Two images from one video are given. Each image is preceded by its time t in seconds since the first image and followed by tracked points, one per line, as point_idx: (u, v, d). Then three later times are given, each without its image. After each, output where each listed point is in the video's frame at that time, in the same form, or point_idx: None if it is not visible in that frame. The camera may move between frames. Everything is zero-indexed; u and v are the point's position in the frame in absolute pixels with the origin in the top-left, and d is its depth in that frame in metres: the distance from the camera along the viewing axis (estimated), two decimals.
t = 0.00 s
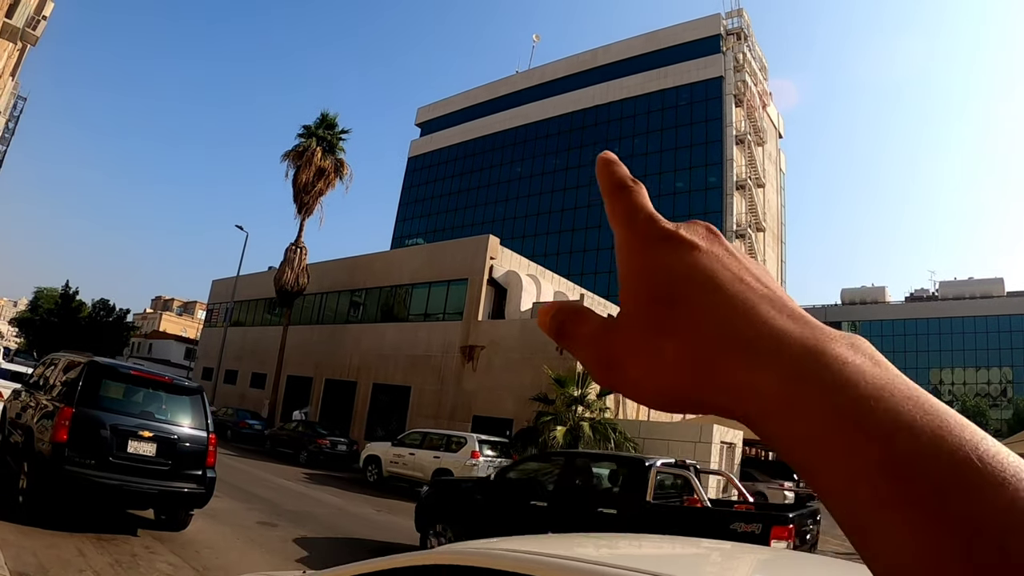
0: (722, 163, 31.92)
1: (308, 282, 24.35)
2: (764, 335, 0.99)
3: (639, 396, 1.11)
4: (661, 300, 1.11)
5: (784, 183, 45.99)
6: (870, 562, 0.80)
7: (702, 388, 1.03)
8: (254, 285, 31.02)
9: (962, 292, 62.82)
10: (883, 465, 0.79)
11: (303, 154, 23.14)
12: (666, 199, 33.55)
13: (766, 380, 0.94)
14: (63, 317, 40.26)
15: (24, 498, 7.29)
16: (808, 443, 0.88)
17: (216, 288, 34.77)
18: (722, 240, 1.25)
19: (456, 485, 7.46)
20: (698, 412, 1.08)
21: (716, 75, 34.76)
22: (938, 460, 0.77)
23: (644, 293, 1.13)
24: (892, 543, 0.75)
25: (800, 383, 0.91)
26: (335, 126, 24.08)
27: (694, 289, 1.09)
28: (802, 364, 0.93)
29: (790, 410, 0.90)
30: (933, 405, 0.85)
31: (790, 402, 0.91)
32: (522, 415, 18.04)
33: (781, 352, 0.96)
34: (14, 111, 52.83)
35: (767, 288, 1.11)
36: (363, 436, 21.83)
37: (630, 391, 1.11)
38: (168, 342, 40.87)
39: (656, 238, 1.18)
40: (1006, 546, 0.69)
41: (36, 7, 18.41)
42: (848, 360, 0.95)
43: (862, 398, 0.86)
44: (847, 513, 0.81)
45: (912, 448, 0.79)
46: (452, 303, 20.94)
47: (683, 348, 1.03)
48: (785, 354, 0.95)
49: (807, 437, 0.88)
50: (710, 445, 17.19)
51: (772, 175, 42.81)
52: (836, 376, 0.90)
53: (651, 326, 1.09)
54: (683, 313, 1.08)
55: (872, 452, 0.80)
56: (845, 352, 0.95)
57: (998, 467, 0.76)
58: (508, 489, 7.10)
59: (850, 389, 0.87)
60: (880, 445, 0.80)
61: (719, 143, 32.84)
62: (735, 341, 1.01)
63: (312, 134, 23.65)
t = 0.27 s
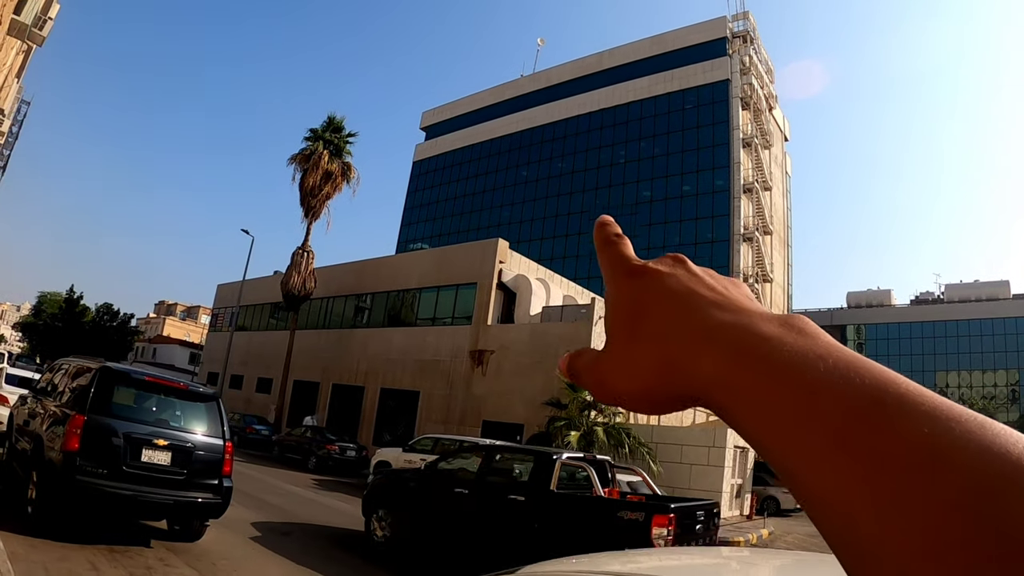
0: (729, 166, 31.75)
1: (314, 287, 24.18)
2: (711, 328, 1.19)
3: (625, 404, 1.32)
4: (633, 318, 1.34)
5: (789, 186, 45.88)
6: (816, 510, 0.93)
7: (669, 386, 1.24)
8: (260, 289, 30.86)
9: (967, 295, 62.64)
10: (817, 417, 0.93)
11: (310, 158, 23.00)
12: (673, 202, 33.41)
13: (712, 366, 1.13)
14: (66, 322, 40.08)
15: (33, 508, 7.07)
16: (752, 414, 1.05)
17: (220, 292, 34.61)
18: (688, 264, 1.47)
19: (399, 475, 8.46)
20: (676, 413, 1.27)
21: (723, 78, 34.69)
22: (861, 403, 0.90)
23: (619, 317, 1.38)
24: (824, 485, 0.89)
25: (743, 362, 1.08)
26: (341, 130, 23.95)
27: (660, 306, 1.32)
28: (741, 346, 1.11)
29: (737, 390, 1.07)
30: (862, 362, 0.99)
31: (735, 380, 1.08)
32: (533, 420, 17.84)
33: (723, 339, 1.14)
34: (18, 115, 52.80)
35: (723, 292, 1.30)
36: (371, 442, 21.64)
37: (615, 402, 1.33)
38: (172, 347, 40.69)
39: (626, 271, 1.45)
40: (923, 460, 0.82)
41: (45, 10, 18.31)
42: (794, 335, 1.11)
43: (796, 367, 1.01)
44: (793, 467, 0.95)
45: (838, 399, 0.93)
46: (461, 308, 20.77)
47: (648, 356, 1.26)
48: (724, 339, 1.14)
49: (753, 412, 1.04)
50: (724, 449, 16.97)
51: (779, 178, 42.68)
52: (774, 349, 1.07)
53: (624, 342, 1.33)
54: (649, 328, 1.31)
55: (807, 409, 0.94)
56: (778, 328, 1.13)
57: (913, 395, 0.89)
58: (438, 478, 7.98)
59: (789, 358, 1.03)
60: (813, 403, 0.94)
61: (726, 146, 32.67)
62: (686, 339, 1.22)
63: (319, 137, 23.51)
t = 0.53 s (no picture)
0: (734, 168, 31.58)
1: (319, 290, 24.01)
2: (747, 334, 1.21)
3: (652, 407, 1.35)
4: (659, 320, 1.37)
5: (794, 189, 45.77)
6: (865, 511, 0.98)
7: (701, 390, 1.26)
8: (264, 292, 30.69)
9: (971, 297, 62.48)
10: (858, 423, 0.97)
11: (314, 160, 22.84)
12: (677, 205, 33.27)
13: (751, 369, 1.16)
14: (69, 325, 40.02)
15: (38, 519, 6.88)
16: (796, 421, 1.07)
17: (224, 295, 34.45)
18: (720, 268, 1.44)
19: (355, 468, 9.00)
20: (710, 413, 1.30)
21: (727, 80, 34.61)
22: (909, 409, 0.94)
23: (643, 317, 1.40)
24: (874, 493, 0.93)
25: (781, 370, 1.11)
26: (346, 132, 23.80)
27: (687, 309, 1.34)
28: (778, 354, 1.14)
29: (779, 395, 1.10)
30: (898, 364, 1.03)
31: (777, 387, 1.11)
32: (541, 425, 17.68)
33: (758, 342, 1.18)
34: (20, 118, 52.71)
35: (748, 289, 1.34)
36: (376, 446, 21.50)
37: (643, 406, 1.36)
38: (175, 350, 40.55)
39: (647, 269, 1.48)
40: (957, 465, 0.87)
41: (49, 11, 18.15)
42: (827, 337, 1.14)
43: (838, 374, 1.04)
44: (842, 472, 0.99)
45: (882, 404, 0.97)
46: (467, 311, 20.61)
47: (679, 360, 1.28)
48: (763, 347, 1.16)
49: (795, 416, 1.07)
50: (734, 454, 16.79)
51: (783, 180, 42.56)
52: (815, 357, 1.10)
53: (650, 345, 1.35)
54: (675, 330, 1.33)
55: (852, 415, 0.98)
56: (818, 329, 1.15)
57: (953, 400, 0.94)
58: (387, 472, 8.51)
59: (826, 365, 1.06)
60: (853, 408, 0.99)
61: (731, 149, 32.48)
62: (718, 343, 1.24)
63: (324, 140, 23.35)
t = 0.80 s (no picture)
0: (741, 168, 31.37)
1: (325, 290, 23.81)
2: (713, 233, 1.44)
3: (631, 296, 1.61)
4: (642, 225, 1.64)
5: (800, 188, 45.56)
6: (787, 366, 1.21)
7: (669, 279, 1.50)
8: (268, 293, 30.49)
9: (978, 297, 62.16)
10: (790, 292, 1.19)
11: (320, 159, 22.66)
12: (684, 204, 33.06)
13: (711, 260, 1.39)
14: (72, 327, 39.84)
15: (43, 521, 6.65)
16: (718, 284, 1.36)
17: (228, 296, 34.25)
18: (698, 174, 1.82)
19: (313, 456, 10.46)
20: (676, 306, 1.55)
21: (734, 80, 34.46)
22: (835, 282, 1.14)
23: (631, 223, 1.67)
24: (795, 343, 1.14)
25: (734, 258, 1.34)
26: (352, 131, 23.60)
27: (669, 216, 1.59)
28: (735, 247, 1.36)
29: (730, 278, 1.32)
30: (833, 252, 1.24)
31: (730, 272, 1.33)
32: (550, 425, 17.46)
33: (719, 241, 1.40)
34: (23, 119, 52.61)
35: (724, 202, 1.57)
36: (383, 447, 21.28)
37: (623, 295, 1.64)
38: (179, 352, 40.35)
39: (641, 183, 1.76)
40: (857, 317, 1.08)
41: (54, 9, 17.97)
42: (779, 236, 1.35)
43: (782, 257, 1.25)
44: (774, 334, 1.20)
45: (812, 278, 1.18)
46: (475, 311, 20.38)
47: (656, 252, 1.53)
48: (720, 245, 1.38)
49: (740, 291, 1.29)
50: (747, 454, 16.55)
51: (790, 180, 42.35)
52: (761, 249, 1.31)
53: (631, 241, 1.63)
54: (656, 232, 1.59)
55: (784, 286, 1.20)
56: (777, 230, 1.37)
57: (870, 272, 1.14)
58: (339, 459, 9.97)
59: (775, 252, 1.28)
60: (786, 283, 1.20)
61: (739, 148, 32.28)
62: (689, 240, 1.48)
63: (329, 139, 23.16)
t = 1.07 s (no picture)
0: (747, 167, 31.26)
1: (330, 291, 23.64)
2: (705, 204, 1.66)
3: (622, 251, 1.84)
4: (637, 189, 1.86)
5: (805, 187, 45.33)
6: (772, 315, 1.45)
7: (657, 240, 1.74)
8: (273, 294, 30.32)
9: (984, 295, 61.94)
10: (775, 256, 1.42)
11: (325, 159, 22.51)
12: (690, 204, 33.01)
13: (706, 229, 1.62)
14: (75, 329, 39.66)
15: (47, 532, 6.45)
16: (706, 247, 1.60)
17: (232, 297, 34.09)
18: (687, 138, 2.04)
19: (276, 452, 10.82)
20: (664, 262, 1.79)
21: (739, 78, 34.30)
22: (815, 249, 1.37)
23: (625, 187, 1.88)
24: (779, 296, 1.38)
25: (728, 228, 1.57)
26: (357, 130, 23.43)
27: (662, 183, 1.81)
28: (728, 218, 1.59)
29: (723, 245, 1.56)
30: (814, 221, 1.47)
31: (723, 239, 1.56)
32: (559, 426, 17.31)
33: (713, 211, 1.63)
34: (25, 120, 52.43)
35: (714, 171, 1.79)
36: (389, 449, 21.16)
37: (609, 248, 1.88)
38: (182, 354, 40.20)
39: (633, 145, 1.96)
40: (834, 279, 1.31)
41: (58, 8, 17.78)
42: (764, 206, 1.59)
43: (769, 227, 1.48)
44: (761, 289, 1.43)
45: (797, 243, 1.41)
46: (482, 312, 20.21)
47: (648, 215, 1.76)
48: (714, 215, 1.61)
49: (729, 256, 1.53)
50: (758, 455, 16.38)
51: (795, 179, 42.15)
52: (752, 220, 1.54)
53: (623, 204, 1.87)
54: (647, 196, 1.82)
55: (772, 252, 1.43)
56: (764, 202, 1.60)
57: (856, 239, 1.36)
58: (299, 453, 10.35)
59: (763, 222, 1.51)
60: (774, 247, 1.43)
61: (744, 147, 32.15)
62: (682, 208, 1.71)
63: (334, 139, 23.03)
